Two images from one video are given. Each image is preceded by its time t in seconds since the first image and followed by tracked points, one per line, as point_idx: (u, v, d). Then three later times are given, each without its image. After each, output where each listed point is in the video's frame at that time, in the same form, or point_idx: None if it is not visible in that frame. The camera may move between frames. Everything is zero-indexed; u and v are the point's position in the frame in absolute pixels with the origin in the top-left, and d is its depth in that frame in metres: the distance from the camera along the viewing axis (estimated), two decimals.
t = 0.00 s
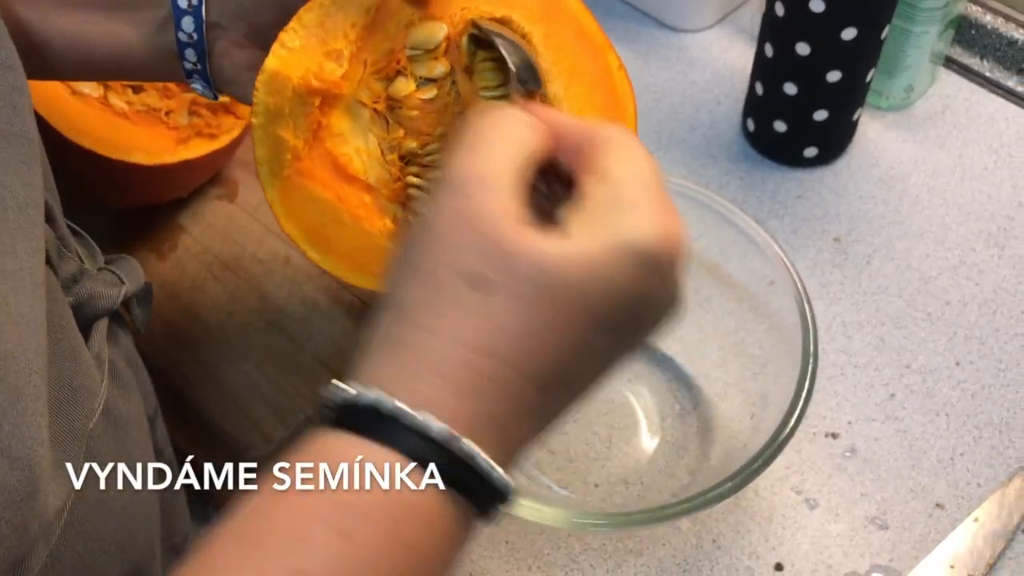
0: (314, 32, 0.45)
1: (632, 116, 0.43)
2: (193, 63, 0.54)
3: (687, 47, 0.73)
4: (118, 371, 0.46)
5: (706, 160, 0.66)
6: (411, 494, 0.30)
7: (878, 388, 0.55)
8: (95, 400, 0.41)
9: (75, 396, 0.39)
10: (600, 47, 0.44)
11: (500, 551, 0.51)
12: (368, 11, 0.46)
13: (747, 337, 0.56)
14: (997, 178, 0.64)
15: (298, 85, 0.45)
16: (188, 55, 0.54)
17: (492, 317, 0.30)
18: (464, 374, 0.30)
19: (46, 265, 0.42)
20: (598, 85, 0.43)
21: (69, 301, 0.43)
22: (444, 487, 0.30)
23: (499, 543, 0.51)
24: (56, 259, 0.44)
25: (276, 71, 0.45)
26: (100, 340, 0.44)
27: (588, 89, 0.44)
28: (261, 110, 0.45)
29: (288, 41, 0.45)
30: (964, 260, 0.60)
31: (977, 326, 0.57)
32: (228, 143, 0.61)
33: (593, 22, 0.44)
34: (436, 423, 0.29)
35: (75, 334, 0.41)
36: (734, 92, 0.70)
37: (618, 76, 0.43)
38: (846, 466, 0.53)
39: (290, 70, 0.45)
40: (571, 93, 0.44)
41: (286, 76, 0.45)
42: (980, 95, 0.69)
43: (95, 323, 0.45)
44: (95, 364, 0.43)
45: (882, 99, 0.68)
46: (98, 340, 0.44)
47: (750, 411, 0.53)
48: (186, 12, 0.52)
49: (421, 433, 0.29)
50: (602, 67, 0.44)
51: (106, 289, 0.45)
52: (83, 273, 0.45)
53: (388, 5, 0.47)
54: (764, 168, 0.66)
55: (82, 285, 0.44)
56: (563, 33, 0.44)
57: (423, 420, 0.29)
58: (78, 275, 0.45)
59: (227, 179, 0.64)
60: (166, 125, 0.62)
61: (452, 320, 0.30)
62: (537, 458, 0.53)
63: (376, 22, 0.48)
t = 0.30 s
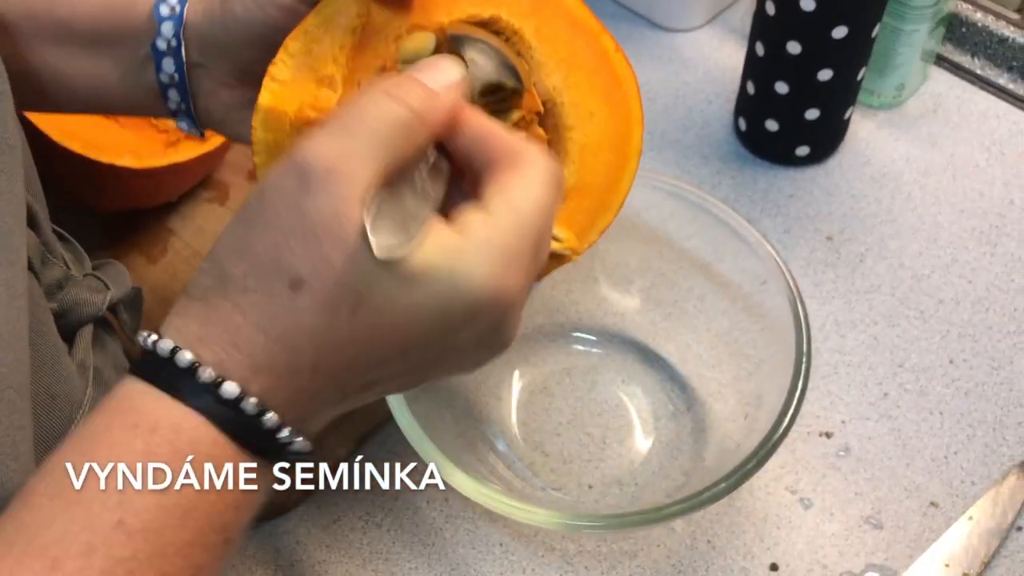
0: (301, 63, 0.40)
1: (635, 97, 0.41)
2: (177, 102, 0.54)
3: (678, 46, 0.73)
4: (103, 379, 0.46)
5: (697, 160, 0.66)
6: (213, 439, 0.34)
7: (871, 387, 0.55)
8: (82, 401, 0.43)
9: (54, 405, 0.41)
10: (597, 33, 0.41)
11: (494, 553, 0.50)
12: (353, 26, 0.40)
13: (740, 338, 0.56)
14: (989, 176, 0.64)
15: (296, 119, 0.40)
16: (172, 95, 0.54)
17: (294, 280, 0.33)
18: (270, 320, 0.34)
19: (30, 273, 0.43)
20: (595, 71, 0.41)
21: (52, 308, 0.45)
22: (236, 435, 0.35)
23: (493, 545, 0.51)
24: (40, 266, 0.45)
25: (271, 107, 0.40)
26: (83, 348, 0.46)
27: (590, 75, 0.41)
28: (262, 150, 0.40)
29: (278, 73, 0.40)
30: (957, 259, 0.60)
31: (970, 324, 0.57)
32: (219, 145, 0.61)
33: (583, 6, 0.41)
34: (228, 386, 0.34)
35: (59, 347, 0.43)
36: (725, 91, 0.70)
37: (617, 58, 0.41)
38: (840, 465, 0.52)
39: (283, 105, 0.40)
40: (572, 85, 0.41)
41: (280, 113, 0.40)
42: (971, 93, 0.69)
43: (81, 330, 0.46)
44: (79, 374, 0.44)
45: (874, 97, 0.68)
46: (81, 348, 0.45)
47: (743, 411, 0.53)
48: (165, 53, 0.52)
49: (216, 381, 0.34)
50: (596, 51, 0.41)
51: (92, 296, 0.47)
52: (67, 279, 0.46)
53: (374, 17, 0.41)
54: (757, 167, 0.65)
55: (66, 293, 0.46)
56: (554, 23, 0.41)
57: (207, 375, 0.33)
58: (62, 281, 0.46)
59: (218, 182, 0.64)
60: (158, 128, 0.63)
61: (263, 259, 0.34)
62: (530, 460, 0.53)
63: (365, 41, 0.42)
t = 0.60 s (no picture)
0: (306, 109, 0.39)
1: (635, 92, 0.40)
2: (177, 148, 0.56)
3: (678, 51, 0.73)
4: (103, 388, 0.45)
5: (698, 164, 0.66)
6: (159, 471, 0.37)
7: (873, 391, 0.55)
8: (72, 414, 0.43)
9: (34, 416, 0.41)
10: (592, 36, 0.40)
11: (497, 559, 0.50)
12: (353, 65, 0.39)
13: (742, 343, 0.56)
14: (989, 179, 0.64)
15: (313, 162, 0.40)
16: (171, 141, 0.55)
17: (211, 301, 0.35)
18: (183, 335, 0.35)
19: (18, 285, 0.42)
20: (596, 74, 0.40)
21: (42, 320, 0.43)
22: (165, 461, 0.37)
23: (496, 551, 0.51)
24: (29, 278, 0.43)
25: (285, 157, 0.39)
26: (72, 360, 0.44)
27: (591, 80, 0.40)
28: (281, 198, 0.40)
29: (286, 122, 0.39)
30: (957, 262, 0.60)
31: (971, 328, 0.57)
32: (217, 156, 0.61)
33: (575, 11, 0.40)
34: (158, 408, 0.36)
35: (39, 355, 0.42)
36: (725, 95, 0.70)
37: (614, 59, 0.40)
38: (842, 469, 0.53)
39: (298, 153, 0.39)
40: (575, 93, 0.40)
41: (296, 161, 0.39)
42: (971, 96, 0.69)
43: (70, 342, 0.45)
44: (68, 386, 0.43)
45: (874, 101, 0.68)
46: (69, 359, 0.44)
47: (745, 416, 0.53)
48: (163, 103, 0.53)
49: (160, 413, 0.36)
50: (595, 56, 0.40)
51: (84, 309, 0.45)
52: (59, 290, 0.44)
53: (374, 53, 0.39)
54: (757, 172, 0.66)
55: (58, 304, 0.44)
56: (550, 34, 0.39)
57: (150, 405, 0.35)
58: (54, 292, 0.44)
59: (219, 188, 0.64)
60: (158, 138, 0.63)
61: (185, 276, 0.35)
62: (533, 465, 0.53)
63: (366, 76, 0.40)
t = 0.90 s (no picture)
0: (313, 89, 0.38)
1: (628, 105, 0.43)
2: (179, 124, 0.54)
3: (684, 53, 0.73)
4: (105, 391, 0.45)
5: (704, 167, 0.66)
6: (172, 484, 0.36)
7: (879, 394, 0.55)
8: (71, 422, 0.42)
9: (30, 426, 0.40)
10: (592, 49, 0.41)
11: (502, 561, 0.50)
12: (362, 49, 0.39)
13: (750, 346, 0.56)
14: (996, 183, 0.64)
15: (315, 142, 0.39)
16: (173, 117, 0.54)
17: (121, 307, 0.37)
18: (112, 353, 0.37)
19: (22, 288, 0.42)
20: (594, 85, 0.42)
21: (46, 324, 0.43)
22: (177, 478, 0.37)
23: (502, 553, 0.51)
24: (32, 280, 0.43)
25: (288, 134, 0.39)
26: (78, 362, 0.44)
27: (588, 91, 0.42)
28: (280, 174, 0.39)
29: (290, 100, 0.38)
30: (964, 265, 0.60)
31: (978, 332, 0.57)
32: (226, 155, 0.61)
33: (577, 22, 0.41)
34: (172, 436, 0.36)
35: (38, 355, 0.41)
36: (731, 98, 0.70)
37: (612, 73, 0.42)
38: (848, 472, 0.52)
39: (300, 131, 0.39)
40: (572, 103, 0.42)
41: (298, 140, 0.39)
42: (978, 100, 0.69)
43: (75, 342, 0.45)
44: (70, 390, 0.43)
45: (880, 105, 0.68)
46: (76, 361, 0.44)
47: (752, 419, 0.53)
48: (167, 75, 0.51)
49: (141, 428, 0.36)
50: (595, 66, 0.42)
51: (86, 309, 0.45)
52: (62, 292, 0.45)
53: (384, 41, 0.39)
54: (763, 174, 0.66)
55: (62, 305, 0.44)
56: (553, 40, 0.41)
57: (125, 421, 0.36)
58: (57, 294, 0.44)
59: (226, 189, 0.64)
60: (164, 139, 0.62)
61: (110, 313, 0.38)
62: (539, 467, 0.53)
63: (376, 62, 0.39)
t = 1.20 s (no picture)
0: (315, 71, 0.39)
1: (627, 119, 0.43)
2: (180, 103, 0.53)
3: (695, 57, 0.73)
4: (105, 389, 0.45)
5: (714, 170, 0.66)
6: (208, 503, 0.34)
7: (886, 401, 0.55)
8: (71, 420, 0.41)
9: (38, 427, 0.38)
10: (595, 60, 0.42)
11: (506, 563, 0.50)
12: (367, 36, 0.39)
13: (757, 351, 0.56)
14: (1007, 191, 0.64)
15: (312, 123, 0.39)
16: (173, 96, 0.53)
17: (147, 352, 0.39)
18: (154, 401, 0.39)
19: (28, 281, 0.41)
20: (594, 96, 0.42)
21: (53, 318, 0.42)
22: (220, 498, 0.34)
23: (505, 555, 0.51)
24: (39, 273, 0.42)
25: (285, 112, 0.39)
26: (84, 355, 0.43)
27: (587, 100, 0.42)
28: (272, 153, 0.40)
29: (291, 80, 0.39)
30: (974, 273, 0.60)
31: (987, 340, 0.57)
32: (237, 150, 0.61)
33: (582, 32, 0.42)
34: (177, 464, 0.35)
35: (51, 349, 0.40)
36: (742, 102, 0.70)
37: (613, 87, 0.42)
38: (854, 479, 0.52)
39: (298, 110, 0.39)
40: (570, 111, 0.43)
41: (296, 119, 0.39)
42: (989, 107, 0.69)
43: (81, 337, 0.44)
44: (76, 385, 0.42)
45: (891, 111, 0.68)
46: (81, 355, 0.43)
47: (759, 424, 0.53)
48: (169, 53, 0.50)
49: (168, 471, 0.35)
50: (597, 78, 0.42)
51: (92, 302, 0.44)
52: (69, 284, 0.43)
53: (389, 31, 0.40)
54: (773, 179, 0.65)
55: (69, 297, 0.43)
56: (557, 47, 0.42)
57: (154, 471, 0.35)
58: (64, 286, 0.43)
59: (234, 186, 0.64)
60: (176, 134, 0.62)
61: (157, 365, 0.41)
62: (544, 469, 0.53)
63: (380, 51, 0.40)
